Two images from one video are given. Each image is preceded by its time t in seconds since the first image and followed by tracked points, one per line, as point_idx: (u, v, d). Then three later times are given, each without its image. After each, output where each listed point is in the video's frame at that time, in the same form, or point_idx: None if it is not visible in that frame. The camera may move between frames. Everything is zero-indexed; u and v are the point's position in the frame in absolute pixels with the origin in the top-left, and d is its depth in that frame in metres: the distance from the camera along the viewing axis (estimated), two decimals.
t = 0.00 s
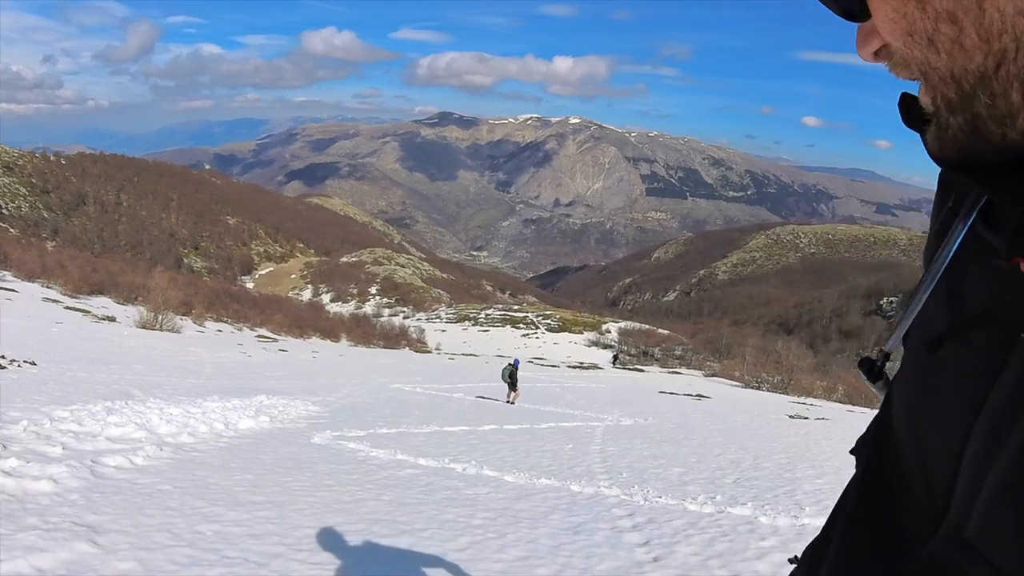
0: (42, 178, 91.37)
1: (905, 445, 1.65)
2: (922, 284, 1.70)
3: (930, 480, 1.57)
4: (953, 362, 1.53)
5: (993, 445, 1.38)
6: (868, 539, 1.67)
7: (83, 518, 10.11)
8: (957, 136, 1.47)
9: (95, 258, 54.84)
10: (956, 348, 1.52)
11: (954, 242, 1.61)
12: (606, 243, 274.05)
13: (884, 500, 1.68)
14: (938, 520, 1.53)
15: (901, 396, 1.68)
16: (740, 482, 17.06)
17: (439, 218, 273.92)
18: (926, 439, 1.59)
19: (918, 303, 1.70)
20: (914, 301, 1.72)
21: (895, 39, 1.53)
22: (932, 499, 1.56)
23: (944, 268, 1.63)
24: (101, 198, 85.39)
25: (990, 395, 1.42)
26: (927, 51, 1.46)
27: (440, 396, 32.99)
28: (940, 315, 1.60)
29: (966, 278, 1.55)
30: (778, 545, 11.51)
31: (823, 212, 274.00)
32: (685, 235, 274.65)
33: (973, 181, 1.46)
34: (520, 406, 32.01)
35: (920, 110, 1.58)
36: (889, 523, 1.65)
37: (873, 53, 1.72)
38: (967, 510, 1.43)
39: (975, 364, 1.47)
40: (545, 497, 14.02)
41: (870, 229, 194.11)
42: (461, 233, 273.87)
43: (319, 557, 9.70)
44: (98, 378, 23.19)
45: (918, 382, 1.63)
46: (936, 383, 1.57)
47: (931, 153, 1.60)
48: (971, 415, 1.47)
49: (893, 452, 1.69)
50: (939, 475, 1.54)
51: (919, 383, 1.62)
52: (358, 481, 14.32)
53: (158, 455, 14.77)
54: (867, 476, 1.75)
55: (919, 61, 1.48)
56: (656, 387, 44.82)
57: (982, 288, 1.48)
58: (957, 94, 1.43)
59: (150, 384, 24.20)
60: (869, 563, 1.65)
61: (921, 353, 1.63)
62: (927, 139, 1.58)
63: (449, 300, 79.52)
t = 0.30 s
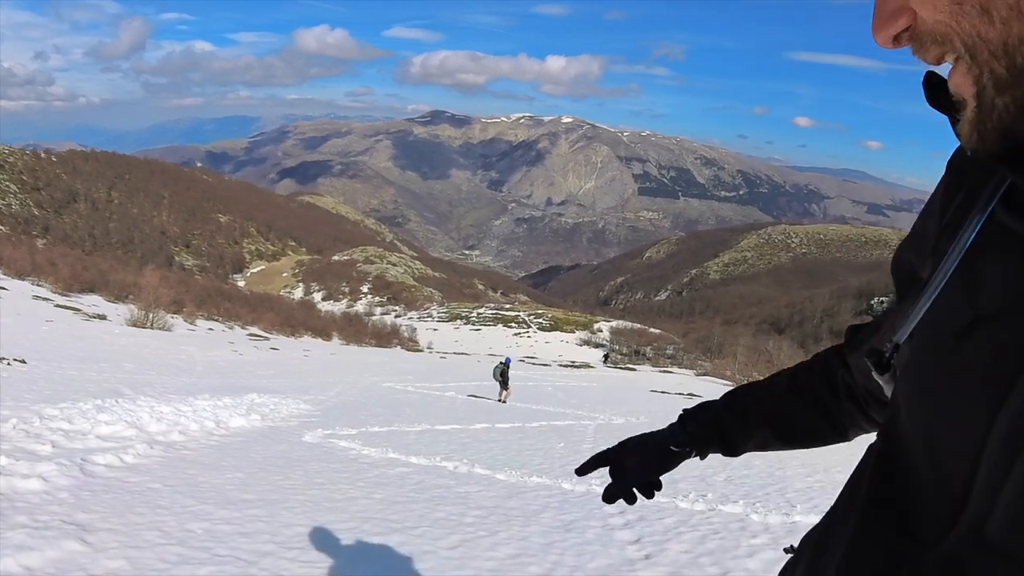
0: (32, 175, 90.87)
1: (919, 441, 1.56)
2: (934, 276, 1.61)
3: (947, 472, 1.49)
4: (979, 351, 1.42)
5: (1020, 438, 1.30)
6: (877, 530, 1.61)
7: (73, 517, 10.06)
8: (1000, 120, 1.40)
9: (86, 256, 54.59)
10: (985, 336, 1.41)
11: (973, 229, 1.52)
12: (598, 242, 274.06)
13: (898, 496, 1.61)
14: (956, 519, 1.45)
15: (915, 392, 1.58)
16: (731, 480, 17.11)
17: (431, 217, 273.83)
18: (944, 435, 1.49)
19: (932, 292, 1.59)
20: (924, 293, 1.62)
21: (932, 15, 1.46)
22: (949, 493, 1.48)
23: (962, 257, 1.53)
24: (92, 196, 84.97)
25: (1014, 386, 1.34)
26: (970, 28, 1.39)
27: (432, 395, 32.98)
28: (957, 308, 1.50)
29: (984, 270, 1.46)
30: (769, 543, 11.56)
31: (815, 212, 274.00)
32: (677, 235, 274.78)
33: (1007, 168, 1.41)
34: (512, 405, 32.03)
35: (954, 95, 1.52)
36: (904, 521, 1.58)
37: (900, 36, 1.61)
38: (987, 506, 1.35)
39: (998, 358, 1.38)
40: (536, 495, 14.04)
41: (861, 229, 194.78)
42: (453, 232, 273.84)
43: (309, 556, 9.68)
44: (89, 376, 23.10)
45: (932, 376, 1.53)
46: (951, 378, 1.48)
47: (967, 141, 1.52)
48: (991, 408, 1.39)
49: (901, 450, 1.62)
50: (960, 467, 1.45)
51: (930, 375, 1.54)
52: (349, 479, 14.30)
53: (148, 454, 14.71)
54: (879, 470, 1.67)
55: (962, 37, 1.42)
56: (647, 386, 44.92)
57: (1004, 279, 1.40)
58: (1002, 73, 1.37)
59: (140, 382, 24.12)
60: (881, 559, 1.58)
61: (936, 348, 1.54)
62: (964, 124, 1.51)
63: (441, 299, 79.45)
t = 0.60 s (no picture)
0: (31, 173, 90.76)
1: (914, 436, 1.69)
2: (923, 275, 1.74)
3: (942, 466, 1.62)
4: (980, 344, 1.55)
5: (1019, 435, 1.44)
6: (870, 524, 1.76)
7: (69, 514, 10.07)
8: (1000, 105, 1.62)
9: (83, 255, 54.50)
10: (986, 329, 1.54)
11: (967, 225, 1.65)
12: (596, 242, 274.00)
13: (891, 492, 1.75)
14: (950, 514, 1.59)
15: (907, 388, 1.71)
16: (728, 479, 17.14)
17: (429, 216, 273.78)
18: (939, 430, 1.63)
19: (922, 288, 1.72)
20: (916, 287, 1.74)
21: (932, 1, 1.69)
22: (945, 485, 1.62)
23: (955, 250, 1.66)
24: (90, 195, 84.88)
25: (1012, 382, 1.48)
26: (972, 9, 1.62)
27: (430, 395, 33.01)
28: (951, 306, 1.63)
29: (979, 264, 1.59)
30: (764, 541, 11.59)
31: (813, 213, 273.81)
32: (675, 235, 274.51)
33: (996, 150, 1.62)
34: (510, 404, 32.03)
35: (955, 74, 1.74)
36: (899, 514, 1.72)
37: (899, 16, 1.83)
38: (984, 499, 1.51)
39: (992, 355, 1.52)
40: (533, 493, 14.07)
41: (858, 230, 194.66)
42: (452, 232, 273.79)
43: (304, 554, 9.67)
44: (86, 374, 23.09)
45: (926, 374, 1.66)
46: (945, 375, 1.62)
47: (964, 127, 1.74)
48: (987, 403, 1.53)
49: (895, 439, 1.76)
50: (957, 463, 1.59)
51: (924, 368, 1.66)
52: (346, 478, 14.31)
53: (145, 452, 14.71)
54: (873, 464, 1.79)
55: (963, 21, 1.65)
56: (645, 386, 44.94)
57: (997, 273, 1.54)
58: (1001, 57, 1.60)
59: (139, 380, 24.10)
60: (875, 547, 1.73)
61: (929, 345, 1.67)
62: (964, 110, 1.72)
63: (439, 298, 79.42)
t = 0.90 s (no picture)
0: (32, 173, 90.79)
1: (892, 416, 1.60)
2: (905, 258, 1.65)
3: (919, 449, 1.51)
4: (952, 326, 1.45)
5: (987, 414, 1.33)
6: (850, 507, 1.68)
7: (71, 510, 10.13)
8: (967, 90, 1.44)
9: (85, 254, 54.60)
10: (958, 311, 1.44)
11: (945, 207, 1.56)
12: (595, 243, 274.04)
13: (871, 474, 1.67)
14: (923, 495, 1.49)
15: (888, 368, 1.61)
16: (726, 479, 17.16)
17: (429, 216, 273.92)
18: (914, 409, 1.53)
19: (903, 269, 1.62)
20: (895, 270, 1.67)
21: None
22: (921, 467, 1.51)
23: (934, 232, 1.57)
24: (92, 194, 84.97)
25: (981, 363, 1.36)
26: None
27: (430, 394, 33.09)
28: (925, 290, 1.55)
29: (954, 247, 1.50)
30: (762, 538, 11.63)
31: (812, 214, 273.98)
32: (674, 235, 274.50)
33: (968, 138, 1.42)
34: (509, 404, 32.10)
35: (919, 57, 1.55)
36: (877, 496, 1.63)
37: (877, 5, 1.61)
38: (952, 478, 1.41)
39: (963, 335, 1.41)
40: (531, 491, 14.11)
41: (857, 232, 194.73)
42: (451, 232, 273.93)
43: (303, 549, 9.74)
44: (87, 373, 23.15)
45: (902, 353, 1.57)
46: (920, 358, 1.52)
47: (935, 113, 1.56)
48: (958, 385, 1.41)
49: (873, 422, 1.67)
50: (929, 440, 1.48)
51: (904, 350, 1.57)
52: (345, 475, 14.35)
53: (146, 449, 14.76)
54: (853, 449, 1.73)
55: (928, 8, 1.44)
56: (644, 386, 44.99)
57: (974, 262, 1.42)
58: (967, 41, 1.39)
59: (139, 379, 24.18)
60: (853, 532, 1.65)
61: (910, 323, 1.57)
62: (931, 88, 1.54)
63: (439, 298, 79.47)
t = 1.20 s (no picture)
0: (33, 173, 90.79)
1: (910, 416, 1.57)
2: (932, 259, 1.60)
3: (933, 443, 1.49)
4: (978, 333, 1.41)
5: (1009, 416, 1.30)
6: (867, 507, 1.62)
7: (72, 509, 10.14)
8: (983, 99, 1.42)
9: (85, 253, 54.58)
10: (986, 319, 1.40)
11: (970, 214, 1.51)
12: (594, 244, 274.01)
13: (887, 476, 1.61)
14: (939, 496, 1.45)
15: (910, 367, 1.58)
16: (725, 479, 17.19)
17: (429, 216, 273.94)
18: (933, 408, 1.50)
19: (927, 275, 1.59)
20: (922, 272, 1.61)
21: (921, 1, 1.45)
22: (935, 468, 1.48)
23: (960, 240, 1.52)
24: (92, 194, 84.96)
25: (999, 371, 1.35)
26: (955, 12, 1.41)
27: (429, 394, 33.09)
28: (949, 298, 1.51)
29: (977, 253, 1.47)
30: (761, 538, 11.64)
31: (811, 216, 273.89)
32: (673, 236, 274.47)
33: (989, 145, 1.41)
34: (509, 404, 32.11)
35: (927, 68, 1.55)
36: (892, 496, 1.58)
37: (890, 19, 1.58)
38: (969, 483, 1.38)
39: (986, 341, 1.39)
40: (532, 492, 14.12)
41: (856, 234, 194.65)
42: (451, 232, 273.91)
43: (304, 549, 9.76)
44: (88, 372, 23.15)
45: (925, 353, 1.54)
46: (942, 357, 1.49)
47: (953, 118, 1.54)
48: (977, 387, 1.39)
49: (892, 423, 1.63)
50: (952, 441, 1.44)
51: (927, 352, 1.54)
52: (345, 475, 14.37)
53: (147, 448, 14.78)
54: (870, 447, 1.68)
55: (946, 23, 1.44)
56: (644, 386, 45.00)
57: (998, 268, 1.40)
58: (987, 57, 1.39)
59: (139, 378, 24.20)
60: (870, 531, 1.59)
61: (929, 329, 1.55)
62: (942, 94, 1.53)
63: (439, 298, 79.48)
